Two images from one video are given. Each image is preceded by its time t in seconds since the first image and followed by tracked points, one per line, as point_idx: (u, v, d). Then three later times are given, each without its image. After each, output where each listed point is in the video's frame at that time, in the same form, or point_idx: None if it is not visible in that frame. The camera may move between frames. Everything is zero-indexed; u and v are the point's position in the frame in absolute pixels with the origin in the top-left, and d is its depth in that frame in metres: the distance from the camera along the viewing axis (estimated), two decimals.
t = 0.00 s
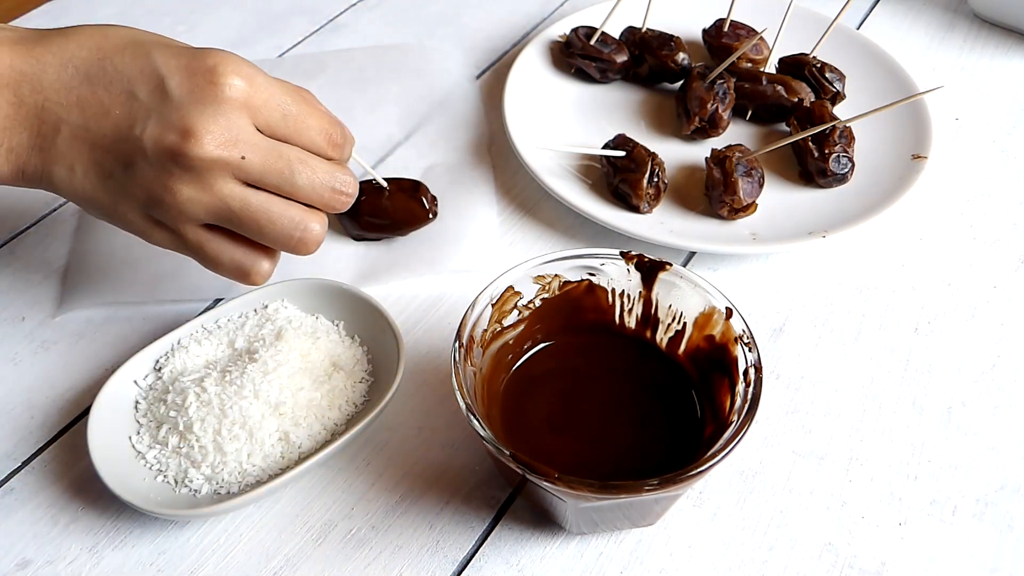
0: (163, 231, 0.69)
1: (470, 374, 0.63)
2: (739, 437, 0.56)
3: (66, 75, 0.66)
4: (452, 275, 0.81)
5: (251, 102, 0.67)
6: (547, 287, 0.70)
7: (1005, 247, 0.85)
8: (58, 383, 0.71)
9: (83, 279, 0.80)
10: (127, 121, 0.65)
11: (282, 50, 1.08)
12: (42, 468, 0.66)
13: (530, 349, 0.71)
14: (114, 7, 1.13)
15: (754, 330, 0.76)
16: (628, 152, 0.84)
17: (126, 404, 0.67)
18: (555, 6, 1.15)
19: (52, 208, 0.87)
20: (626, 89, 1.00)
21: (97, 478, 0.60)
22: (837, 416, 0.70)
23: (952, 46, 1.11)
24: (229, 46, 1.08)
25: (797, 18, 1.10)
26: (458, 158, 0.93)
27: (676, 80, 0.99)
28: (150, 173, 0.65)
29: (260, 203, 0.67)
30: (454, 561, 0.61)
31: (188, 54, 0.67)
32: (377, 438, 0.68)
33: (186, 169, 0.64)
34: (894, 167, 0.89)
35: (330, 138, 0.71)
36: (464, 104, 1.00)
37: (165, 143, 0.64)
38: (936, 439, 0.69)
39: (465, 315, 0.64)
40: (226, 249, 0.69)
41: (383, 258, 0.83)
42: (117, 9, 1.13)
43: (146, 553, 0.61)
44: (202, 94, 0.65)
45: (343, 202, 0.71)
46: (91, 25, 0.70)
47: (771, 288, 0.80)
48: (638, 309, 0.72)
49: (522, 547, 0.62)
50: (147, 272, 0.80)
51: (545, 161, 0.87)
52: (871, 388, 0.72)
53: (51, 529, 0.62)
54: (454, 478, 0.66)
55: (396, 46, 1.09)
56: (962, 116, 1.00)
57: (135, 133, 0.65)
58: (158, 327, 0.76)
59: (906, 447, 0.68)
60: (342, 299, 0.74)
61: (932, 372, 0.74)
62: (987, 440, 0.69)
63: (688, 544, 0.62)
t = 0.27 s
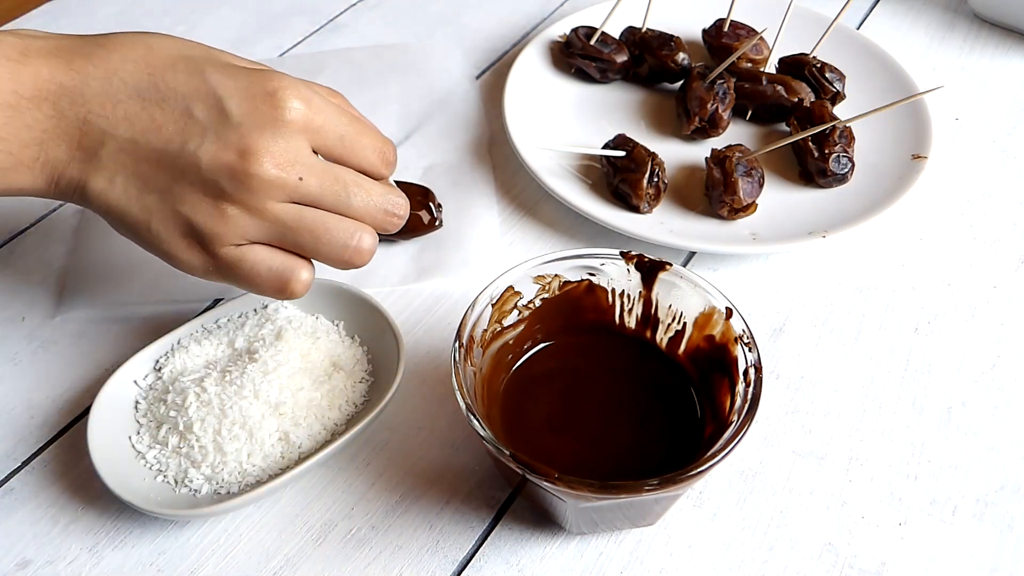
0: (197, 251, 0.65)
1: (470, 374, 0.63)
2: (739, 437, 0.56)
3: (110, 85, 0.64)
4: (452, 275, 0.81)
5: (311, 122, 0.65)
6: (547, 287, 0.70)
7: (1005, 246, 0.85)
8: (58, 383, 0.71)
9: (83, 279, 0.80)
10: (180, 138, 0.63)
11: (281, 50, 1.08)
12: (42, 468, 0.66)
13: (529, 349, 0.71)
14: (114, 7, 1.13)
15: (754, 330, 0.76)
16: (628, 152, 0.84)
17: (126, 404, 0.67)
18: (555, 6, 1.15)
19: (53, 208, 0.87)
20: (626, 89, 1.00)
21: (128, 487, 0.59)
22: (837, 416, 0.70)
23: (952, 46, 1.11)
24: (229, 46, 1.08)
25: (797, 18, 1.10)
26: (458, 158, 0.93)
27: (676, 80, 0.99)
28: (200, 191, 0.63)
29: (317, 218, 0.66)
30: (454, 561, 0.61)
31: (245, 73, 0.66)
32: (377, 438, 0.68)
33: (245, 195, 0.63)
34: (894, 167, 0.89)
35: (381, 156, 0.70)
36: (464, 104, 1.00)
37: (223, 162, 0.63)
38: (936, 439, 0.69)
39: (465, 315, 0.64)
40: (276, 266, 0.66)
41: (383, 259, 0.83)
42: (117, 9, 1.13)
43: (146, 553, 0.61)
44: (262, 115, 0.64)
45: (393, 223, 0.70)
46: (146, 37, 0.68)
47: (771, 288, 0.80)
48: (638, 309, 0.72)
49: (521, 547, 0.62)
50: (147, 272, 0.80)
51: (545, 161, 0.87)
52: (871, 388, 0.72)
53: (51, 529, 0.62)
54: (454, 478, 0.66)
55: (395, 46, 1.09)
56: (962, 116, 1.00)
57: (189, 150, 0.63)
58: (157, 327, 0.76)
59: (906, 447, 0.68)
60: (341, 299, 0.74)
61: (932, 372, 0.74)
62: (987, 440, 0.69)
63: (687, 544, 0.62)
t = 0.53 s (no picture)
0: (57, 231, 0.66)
1: (470, 374, 0.63)
2: (739, 437, 0.56)
3: None
4: (452, 274, 0.81)
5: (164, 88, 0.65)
6: (547, 287, 0.70)
7: (1005, 246, 0.85)
8: (58, 382, 0.71)
9: (83, 280, 0.80)
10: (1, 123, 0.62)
11: (282, 50, 1.08)
12: (42, 468, 0.65)
13: (530, 349, 0.71)
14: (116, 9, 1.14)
15: (754, 330, 0.76)
16: (627, 152, 0.84)
17: (126, 404, 0.67)
18: (556, 6, 1.15)
19: (53, 208, 0.88)
20: (625, 89, 1.00)
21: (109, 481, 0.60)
22: (837, 416, 0.70)
23: (952, 46, 1.11)
24: (229, 46, 1.08)
25: (797, 18, 1.10)
26: (458, 159, 0.93)
27: (676, 80, 0.99)
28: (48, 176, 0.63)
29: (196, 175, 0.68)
30: (454, 561, 0.61)
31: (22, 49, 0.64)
32: (377, 437, 0.68)
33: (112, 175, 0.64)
34: (894, 167, 0.89)
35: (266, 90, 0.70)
36: (464, 104, 1.00)
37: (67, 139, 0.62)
38: (936, 439, 0.69)
39: (465, 315, 0.64)
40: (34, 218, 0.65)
41: (384, 259, 0.83)
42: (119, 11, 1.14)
43: (146, 553, 0.61)
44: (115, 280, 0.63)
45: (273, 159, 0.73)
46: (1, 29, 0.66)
47: (771, 288, 0.80)
48: (638, 309, 0.72)
49: (521, 547, 0.62)
50: (147, 273, 0.80)
51: (545, 161, 0.87)
52: (871, 388, 0.72)
53: (52, 528, 0.62)
54: (454, 478, 0.66)
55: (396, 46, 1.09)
56: (962, 116, 1.00)
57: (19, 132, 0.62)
58: (157, 327, 0.76)
59: (906, 447, 0.68)
60: (341, 299, 0.74)
61: (932, 372, 0.74)
62: (987, 440, 0.69)
63: (688, 544, 0.62)
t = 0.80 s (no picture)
0: None
1: (470, 374, 0.63)
2: (739, 437, 0.56)
3: None
4: (452, 274, 0.81)
5: None
6: (547, 287, 0.70)
7: (1005, 246, 0.85)
8: (58, 382, 0.71)
9: (83, 279, 0.80)
10: None
11: (282, 50, 1.08)
12: (42, 468, 0.65)
13: (530, 349, 0.71)
14: (116, 9, 1.14)
15: (754, 330, 0.76)
16: (627, 152, 0.84)
17: (126, 404, 0.67)
18: (556, 6, 1.15)
19: (53, 208, 0.88)
20: (626, 89, 1.00)
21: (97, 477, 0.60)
22: (837, 416, 0.70)
23: (952, 46, 1.11)
24: (229, 46, 1.08)
25: (797, 18, 1.10)
26: (458, 159, 0.93)
27: (676, 80, 0.99)
28: None
29: None
30: (454, 561, 0.61)
31: None
32: (377, 437, 0.68)
33: None
34: (894, 167, 0.89)
35: None
36: (464, 104, 1.00)
37: None
38: (936, 439, 0.69)
39: (465, 315, 0.64)
40: None
41: (384, 259, 0.83)
42: (119, 11, 1.14)
43: (146, 553, 0.61)
44: None
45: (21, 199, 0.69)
46: None
47: (771, 288, 0.80)
48: (638, 309, 0.72)
49: (521, 547, 0.62)
50: (147, 273, 0.80)
51: (545, 161, 0.87)
52: (871, 388, 0.72)
53: (52, 528, 0.62)
54: (454, 478, 0.66)
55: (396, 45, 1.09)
56: (962, 116, 1.00)
57: None
58: (157, 327, 0.76)
59: (907, 447, 0.68)
60: (341, 299, 0.74)
61: (932, 372, 0.74)
62: (987, 440, 0.69)
63: (688, 544, 0.62)
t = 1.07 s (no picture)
0: None
1: (470, 374, 0.63)
2: (739, 437, 0.56)
3: None
4: (452, 275, 0.81)
5: None
6: (547, 287, 0.70)
7: (1005, 246, 0.85)
8: (59, 382, 0.71)
9: (84, 279, 0.80)
10: None
11: (282, 50, 1.08)
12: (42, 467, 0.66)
13: (530, 349, 0.71)
14: (116, 10, 1.14)
15: (754, 330, 0.76)
16: (627, 152, 0.84)
17: (126, 404, 0.67)
18: (556, 6, 1.15)
19: (53, 208, 0.88)
20: (626, 89, 1.00)
21: (106, 485, 0.59)
22: (837, 416, 0.70)
23: (952, 46, 1.11)
24: (229, 46, 1.08)
25: (797, 18, 1.10)
26: (458, 159, 0.93)
27: (676, 80, 0.99)
28: None
29: None
30: (454, 561, 0.61)
31: None
32: (377, 438, 0.68)
33: None
34: (894, 167, 0.89)
35: None
36: (464, 104, 1.00)
37: None
38: (936, 439, 0.69)
39: (465, 315, 0.64)
40: (6, 474, 0.52)
41: (384, 259, 0.83)
42: (119, 12, 1.14)
43: (146, 552, 0.61)
44: None
45: None
46: None
47: (771, 288, 0.80)
48: (638, 309, 0.72)
49: (521, 546, 0.62)
50: (147, 273, 0.80)
51: (545, 161, 0.87)
52: (871, 388, 0.72)
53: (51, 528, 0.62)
54: (454, 478, 0.66)
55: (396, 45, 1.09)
56: (962, 116, 1.00)
57: None
58: (157, 327, 0.76)
59: (906, 447, 0.68)
60: (341, 299, 0.74)
61: (932, 372, 0.74)
62: (987, 440, 0.69)
63: (687, 544, 0.62)
